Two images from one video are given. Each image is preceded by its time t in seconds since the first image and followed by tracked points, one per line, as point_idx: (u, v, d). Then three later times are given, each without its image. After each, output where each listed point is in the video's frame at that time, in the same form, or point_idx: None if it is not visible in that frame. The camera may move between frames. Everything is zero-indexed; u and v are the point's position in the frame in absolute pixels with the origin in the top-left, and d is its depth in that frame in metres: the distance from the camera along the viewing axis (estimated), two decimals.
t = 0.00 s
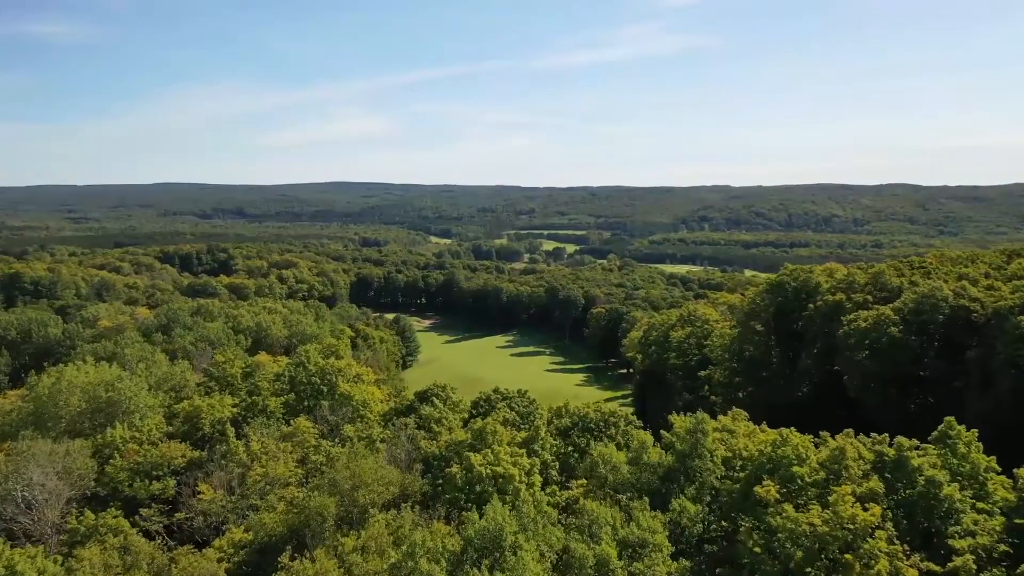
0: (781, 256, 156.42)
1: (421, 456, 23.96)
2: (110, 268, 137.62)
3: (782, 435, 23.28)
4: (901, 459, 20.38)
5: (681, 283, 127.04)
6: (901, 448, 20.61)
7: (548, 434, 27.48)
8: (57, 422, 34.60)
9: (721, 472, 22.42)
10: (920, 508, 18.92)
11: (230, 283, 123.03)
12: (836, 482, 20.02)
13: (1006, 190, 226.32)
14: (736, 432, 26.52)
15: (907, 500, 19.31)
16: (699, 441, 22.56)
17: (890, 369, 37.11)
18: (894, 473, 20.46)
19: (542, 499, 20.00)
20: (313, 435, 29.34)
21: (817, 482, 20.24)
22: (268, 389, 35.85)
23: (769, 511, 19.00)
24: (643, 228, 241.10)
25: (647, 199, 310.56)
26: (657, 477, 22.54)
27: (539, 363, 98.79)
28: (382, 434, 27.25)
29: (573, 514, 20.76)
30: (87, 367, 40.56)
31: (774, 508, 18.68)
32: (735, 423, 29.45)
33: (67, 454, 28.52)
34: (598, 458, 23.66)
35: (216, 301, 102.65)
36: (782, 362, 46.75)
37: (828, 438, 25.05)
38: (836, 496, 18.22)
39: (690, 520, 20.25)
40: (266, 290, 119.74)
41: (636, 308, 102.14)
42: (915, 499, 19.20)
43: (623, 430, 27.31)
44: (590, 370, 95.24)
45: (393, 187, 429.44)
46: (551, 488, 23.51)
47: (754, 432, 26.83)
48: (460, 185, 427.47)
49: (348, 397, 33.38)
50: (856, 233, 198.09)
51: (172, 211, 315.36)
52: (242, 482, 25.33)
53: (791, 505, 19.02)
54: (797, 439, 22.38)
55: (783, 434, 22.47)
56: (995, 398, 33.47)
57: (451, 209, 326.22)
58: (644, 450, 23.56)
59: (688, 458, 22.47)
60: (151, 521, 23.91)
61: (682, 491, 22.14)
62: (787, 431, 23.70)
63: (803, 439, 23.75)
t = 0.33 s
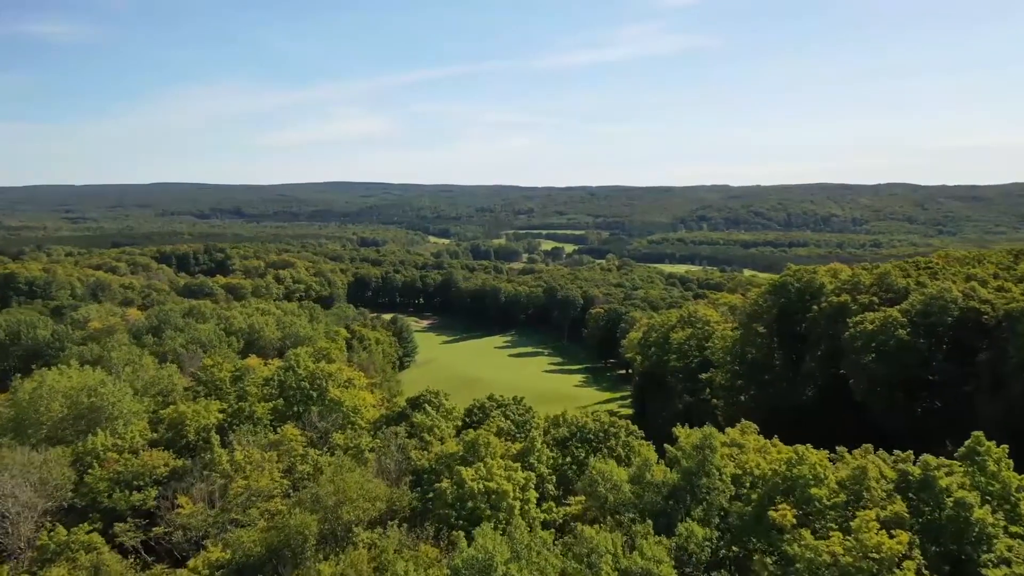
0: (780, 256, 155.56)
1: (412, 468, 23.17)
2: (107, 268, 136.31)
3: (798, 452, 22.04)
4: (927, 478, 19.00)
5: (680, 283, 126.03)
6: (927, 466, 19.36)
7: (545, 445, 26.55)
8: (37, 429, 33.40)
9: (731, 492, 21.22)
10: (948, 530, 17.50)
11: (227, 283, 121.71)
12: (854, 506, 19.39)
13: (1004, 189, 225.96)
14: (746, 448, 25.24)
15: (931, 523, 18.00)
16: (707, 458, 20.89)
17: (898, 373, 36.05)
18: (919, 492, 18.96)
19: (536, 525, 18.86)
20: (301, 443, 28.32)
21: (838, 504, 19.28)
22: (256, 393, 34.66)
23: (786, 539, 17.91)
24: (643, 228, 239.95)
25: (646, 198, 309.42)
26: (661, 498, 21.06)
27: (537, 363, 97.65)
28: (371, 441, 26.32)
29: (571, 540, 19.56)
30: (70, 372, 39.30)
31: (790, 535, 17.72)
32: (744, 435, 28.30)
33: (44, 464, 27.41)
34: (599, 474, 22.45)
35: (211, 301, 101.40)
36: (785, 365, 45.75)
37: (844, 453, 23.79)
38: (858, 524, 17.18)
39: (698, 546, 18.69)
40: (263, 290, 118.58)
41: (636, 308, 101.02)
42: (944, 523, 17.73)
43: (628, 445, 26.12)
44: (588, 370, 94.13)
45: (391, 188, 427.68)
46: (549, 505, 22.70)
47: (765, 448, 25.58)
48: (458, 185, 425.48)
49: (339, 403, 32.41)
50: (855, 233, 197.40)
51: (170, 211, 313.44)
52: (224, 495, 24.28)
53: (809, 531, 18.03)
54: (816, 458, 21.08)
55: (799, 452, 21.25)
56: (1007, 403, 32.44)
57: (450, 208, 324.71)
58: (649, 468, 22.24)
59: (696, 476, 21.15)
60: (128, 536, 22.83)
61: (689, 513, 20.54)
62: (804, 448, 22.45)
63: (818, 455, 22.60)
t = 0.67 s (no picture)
0: (779, 255, 154.57)
1: (402, 481, 22.46)
2: (102, 268, 135.01)
3: (815, 472, 20.82)
4: (958, 503, 17.67)
5: (680, 283, 124.93)
6: (958, 491, 18.13)
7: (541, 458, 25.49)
8: (15, 437, 32.21)
9: (741, 514, 20.13)
10: (983, 560, 16.23)
11: (223, 283, 120.46)
12: (878, 536, 18.33)
13: (1003, 189, 225.24)
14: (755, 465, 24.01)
15: (963, 551, 16.84)
16: (715, 478, 19.70)
17: (906, 376, 34.93)
18: (949, 517, 17.76)
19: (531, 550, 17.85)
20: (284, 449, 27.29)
21: (862, 533, 18.20)
22: (243, 399, 33.50)
23: (801, 568, 16.89)
24: (641, 228, 239.01)
25: (645, 198, 308.49)
26: (664, 521, 20.00)
27: (535, 364, 96.46)
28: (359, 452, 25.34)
29: (565, 565, 18.59)
30: (53, 376, 38.11)
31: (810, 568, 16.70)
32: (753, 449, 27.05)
33: (17, 475, 26.27)
34: (596, 493, 21.34)
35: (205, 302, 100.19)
36: (789, 367, 44.60)
37: (862, 472, 22.51)
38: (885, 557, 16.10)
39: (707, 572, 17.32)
40: (259, 291, 117.49)
41: (634, 308, 99.86)
42: (977, 551, 16.49)
43: (630, 462, 24.96)
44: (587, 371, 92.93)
45: (390, 188, 426.21)
46: (546, 524, 21.71)
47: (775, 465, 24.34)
48: (457, 185, 424.14)
49: (328, 409, 31.13)
50: (854, 232, 196.51)
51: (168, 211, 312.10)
52: (202, 508, 23.25)
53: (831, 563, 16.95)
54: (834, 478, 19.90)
55: (815, 471, 20.08)
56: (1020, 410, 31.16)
57: (449, 208, 323.42)
58: (653, 487, 21.11)
59: (704, 498, 19.76)
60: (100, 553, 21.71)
61: (697, 538, 19.51)
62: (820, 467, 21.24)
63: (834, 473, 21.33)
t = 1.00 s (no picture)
0: (777, 254, 153.42)
1: (390, 495, 21.82)
2: (98, 268, 133.71)
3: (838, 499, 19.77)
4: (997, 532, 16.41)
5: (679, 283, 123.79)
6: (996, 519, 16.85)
7: (536, 472, 24.54)
8: None
9: (754, 544, 18.96)
10: None
11: (219, 283, 119.13)
12: (907, 567, 17.34)
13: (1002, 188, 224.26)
14: (770, 488, 22.61)
15: None
16: (726, 502, 17.86)
17: (914, 381, 33.82)
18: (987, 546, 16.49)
19: None
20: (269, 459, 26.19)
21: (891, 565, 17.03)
22: (228, 406, 32.30)
23: None
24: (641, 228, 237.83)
25: (644, 198, 307.33)
26: (670, 550, 17.95)
27: (533, 365, 95.28)
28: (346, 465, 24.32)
29: None
30: (34, 380, 36.90)
31: None
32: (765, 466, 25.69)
33: None
34: (595, 514, 20.34)
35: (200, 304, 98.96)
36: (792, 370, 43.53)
37: (887, 494, 21.36)
38: None
39: None
40: (255, 291, 116.22)
41: (633, 309, 98.71)
42: None
43: (631, 478, 23.99)
44: (585, 372, 91.75)
45: (389, 188, 424.64)
46: (540, 543, 20.83)
47: (792, 487, 22.94)
48: (456, 185, 422.66)
49: (316, 416, 29.98)
50: (853, 232, 195.53)
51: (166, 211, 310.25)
52: (179, 523, 22.08)
53: None
54: (860, 507, 18.83)
55: (839, 498, 18.97)
56: None
57: (447, 208, 321.90)
58: (657, 512, 19.57)
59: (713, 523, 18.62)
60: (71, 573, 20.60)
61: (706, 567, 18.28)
62: (845, 493, 20.18)
63: (858, 498, 20.14)
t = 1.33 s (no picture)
0: (776, 254, 152.37)
1: (375, 511, 21.36)
2: (91, 268, 132.28)
3: (865, 529, 18.39)
4: None
5: (677, 283, 122.74)
6: None
7: (531, 487, 23.54)
8: None
9: None
10: None
11: (214, 284, 117.77)
12: None
13: (1000, 189, 223.38)
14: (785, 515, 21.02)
15: None
16: (738, 532, 17.50)
17: (924, 386, 32.66)
18: None
19: None
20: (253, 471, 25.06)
21: None
22: (213, 411, 31.11)
23: None
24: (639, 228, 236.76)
25: (643, 197, 306.24)
26: None
27: (530, 366, 93.98)
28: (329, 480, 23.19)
29: None
30: (13, 386, 35.60)
31: None
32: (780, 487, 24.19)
33: None
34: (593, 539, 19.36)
35: (193, 305, 97.75)
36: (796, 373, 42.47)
37: (916, 521, 19.94)
38: None
39: None
40: (251, 292, 114.97)
41: (632, 309, 97.39)
42: None
43: (630, 494, 22.99)
44: (584, 373, 90.72)
45: (387, 187, 423.06)
46: (532, 566, 19.85)
47: (808, 512, 21.35)
48: (454, 185, 421.20)
49: (304, 423, 28.81)
50: (851, 232, 194.68)
51: (163, 211, 308.48)
52: (153, 540, 21.05)
53: None
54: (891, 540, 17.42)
55: (867, 530, 17.66)
56: None
57: (445, 208, 320.46)
58: (664, 543, 18.40)
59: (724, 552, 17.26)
60: None
61: None
62: (872, 523, 18.80)
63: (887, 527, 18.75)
